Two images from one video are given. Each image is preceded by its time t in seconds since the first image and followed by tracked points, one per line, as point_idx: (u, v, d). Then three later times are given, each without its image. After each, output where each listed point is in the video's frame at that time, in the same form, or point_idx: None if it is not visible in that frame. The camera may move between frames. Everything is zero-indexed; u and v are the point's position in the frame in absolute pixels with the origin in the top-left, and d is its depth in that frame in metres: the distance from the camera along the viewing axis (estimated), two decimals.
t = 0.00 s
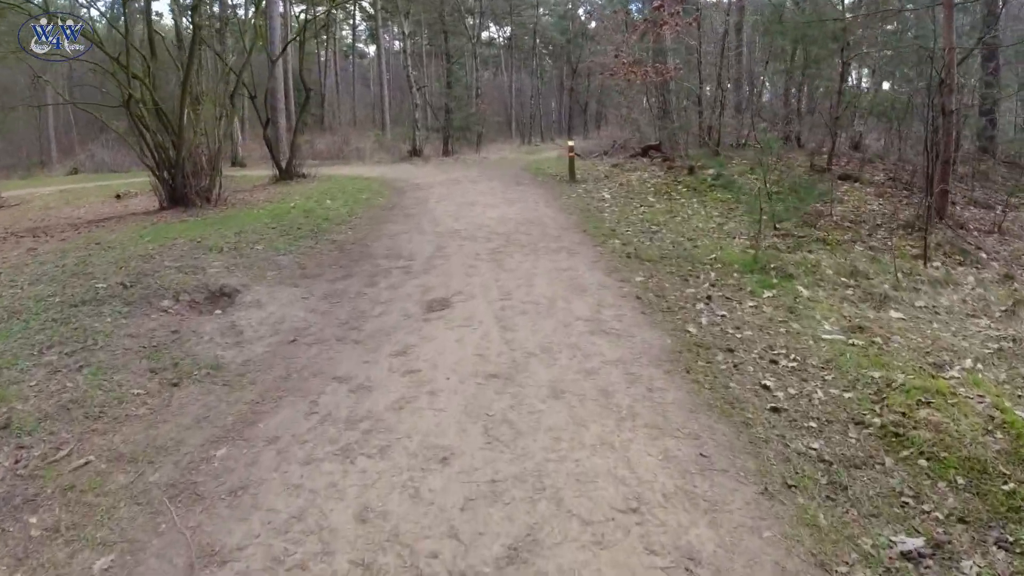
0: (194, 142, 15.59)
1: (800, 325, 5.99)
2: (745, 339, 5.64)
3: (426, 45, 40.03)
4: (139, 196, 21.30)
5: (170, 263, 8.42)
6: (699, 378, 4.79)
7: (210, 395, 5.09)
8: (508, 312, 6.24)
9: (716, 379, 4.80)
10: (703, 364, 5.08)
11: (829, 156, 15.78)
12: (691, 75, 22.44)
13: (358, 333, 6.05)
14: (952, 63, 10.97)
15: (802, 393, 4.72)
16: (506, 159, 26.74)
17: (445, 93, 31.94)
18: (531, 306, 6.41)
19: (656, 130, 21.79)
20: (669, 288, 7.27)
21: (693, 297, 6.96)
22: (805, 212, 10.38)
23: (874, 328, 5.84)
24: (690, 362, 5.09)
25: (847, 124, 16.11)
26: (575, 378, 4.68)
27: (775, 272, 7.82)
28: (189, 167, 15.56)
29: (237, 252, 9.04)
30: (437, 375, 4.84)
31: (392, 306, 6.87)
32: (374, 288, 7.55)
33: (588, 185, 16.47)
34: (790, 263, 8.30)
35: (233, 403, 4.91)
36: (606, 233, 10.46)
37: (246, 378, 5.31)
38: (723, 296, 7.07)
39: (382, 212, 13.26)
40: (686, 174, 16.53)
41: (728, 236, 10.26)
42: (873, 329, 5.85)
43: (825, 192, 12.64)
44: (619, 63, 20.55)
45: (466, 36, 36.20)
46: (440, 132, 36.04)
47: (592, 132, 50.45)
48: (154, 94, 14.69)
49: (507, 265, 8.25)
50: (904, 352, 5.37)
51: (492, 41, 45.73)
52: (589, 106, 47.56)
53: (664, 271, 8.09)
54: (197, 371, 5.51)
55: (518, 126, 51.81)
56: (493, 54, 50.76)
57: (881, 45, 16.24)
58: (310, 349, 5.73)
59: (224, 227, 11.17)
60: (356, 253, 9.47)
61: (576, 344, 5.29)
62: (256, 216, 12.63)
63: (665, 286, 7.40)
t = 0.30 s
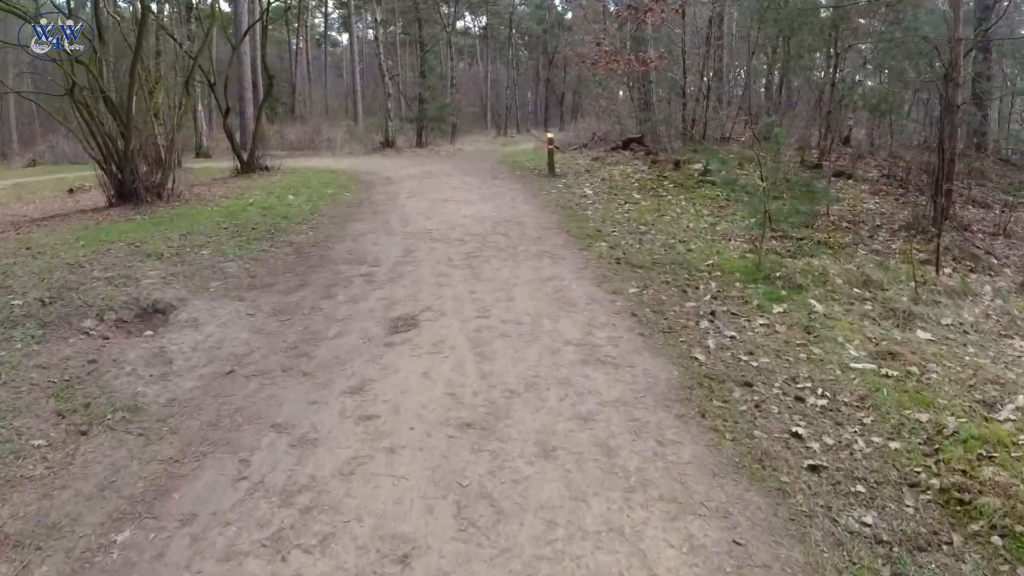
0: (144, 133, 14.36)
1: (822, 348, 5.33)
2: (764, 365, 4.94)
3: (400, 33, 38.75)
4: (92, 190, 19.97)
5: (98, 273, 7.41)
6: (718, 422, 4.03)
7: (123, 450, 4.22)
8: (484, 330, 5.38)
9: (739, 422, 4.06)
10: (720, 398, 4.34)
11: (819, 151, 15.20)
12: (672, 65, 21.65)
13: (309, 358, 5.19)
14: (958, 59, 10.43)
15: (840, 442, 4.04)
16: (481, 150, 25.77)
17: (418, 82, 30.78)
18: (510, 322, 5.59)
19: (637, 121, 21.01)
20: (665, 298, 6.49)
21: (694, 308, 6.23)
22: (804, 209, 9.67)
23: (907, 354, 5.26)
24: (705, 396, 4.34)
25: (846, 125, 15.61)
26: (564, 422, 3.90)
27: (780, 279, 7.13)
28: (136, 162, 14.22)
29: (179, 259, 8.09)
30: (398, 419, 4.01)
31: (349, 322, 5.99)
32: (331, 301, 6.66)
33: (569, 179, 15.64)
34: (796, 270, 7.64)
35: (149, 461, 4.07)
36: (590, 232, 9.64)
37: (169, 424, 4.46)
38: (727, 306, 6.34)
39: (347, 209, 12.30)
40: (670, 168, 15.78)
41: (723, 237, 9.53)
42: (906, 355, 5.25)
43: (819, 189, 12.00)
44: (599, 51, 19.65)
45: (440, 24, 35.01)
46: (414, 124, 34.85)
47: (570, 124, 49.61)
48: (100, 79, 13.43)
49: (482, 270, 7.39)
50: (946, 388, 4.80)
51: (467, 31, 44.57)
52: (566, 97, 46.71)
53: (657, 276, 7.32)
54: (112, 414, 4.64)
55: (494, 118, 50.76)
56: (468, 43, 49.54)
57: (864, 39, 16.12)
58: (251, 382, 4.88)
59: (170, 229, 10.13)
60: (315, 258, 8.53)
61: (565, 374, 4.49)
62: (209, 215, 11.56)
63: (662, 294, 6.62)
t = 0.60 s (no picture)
0: (101, 129, 13.27)
1: (865, 393, 4.68)
2: (801, 418, 4.26)
3: (384, 29, 37.64)
4: (53, 189, 18.80)
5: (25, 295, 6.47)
6: (761, 505, 3.31)
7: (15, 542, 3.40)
8: (465, 370, 4.54)
9: (785, 502, 3.37)
10: (759, 468, 3.61)
11: (821, 152, 14.52)
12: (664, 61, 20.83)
13: (254, 408, 4.36)
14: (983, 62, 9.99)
15: (909, 524, 3.39)
16: (466, 148, 24.84)
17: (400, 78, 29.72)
18: (495, 356, 4.75)
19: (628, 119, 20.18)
20: (675, 323, 5.69)
21: (709, 336, 5.46)
22: (816, 215, 8.90)
23: (964, 403, 4.70)
24: (740, 466, 3.60)
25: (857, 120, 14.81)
26: (567, 514, 3.15)
27: (801, 301, 6.40)
28: (93, 163, 13.07)
29: (122, 276, 7.20)
30: (356, 506, 3.23)
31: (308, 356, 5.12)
32: (290, 327, 5.79)
33: (558, 180, 14.79)
34: (815, 289, 6.91)
35: (45, 559, 3.26)
36: (584, 241, 8.79)
37: (78, 503, 3.64)
38: (746, 333, 5.59)
39: (320, 213, 11.35)
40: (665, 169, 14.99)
41: (729, 248, 8.76)
42: (964, 405, 4.71)
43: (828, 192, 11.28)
44: (588, 46, 18.76)
45: (424, 18, 33.93)
46: (397, 121, 33.80)
47: (556, 122, 48.71)
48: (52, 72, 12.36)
49: (464, 288, 6.52)
50: (1016, 449, 4.26)
51: (452, 26, 43.50)
52: (552, 95, 45.80)
53: (663, 295, 6.50)
54: (12, 486, 3.83)
55: (479, 115, 49.72)
56: (452, 39, 48.39)
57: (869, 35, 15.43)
58: (182, 443, 4.05)
59: (122, 239, 9.17)
60: (278, 271, 7.63)
61: (563, 433, 3.70)
62: (169, 220, 10.61)
63: (671, 318, 5.83)
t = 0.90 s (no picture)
0: (65, 133, 12.18)
1: (938, 454, 4.02)
2: (871, 490, 3.57)
3: (373, 25, 36.64)
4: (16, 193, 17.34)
5: None
6: None
7: None
8: (457, 429, 3.73)
9: None
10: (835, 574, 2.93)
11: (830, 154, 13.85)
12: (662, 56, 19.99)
13: (195, 482, 3.59)
14: None
15: None
16: (455, 147, 24.01)
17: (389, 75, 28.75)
18: (491, 406, 3.97)
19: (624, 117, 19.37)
20: (701, 357, 4.90)
21: (743, 374, 4.71)
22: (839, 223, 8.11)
23: None
24: (812, 572, 2.92)
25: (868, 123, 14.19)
26: None
27: (840, 329, 5.67)
28: (56, 169, 11.91)
29: (64, 301, 6.42)
30: None
31: (267, 403, 4.29)
32: (249, 363, 4.97)
33: (554, 182, 14.00)
34: (850, 312, 6.18)
35: None
36: (587, 252, 7.94)
37: None
38: (785, 371, 4.86)
39: (297, 220, 10.47)
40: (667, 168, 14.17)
41: (745, 260, 8.06)
42: None
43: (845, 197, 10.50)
44: (585, 40, 17.88)
45: (413, 14, 32.98)
46: (385, 120, 32.83)
47: (547, 121, 47.91)
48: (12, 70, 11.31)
49: (454, 311, 5.69)
50: None
51: (442, 23, 42.53)
52: (544, 94, 45.09)
53: (682, 319, 5.70)
54: None
55: (469, 113, 48.91)
56: (442, 36, 47.47)
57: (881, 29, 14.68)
58: (102, 533, 3.29)
59: (74, 253, 8.30)
60: (243, 290, 6.78)
61: (583, 529, 2.97)
62: (131, 229, 9.73)
63: (696, 349, 5.05)
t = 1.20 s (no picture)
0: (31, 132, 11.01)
1: None
2: None
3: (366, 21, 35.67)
4: None
5: None
6: None
7: None
8: (448, 526, 3.01)
9: None
10: None
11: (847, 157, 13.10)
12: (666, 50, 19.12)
13: None
14: None
15: None
16: (450, 145, 23.20)
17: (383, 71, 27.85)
18: (492, 487, 3.23)
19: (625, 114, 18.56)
20: (743, 406, 4.18)
21: (796, 431, 4.03)
22: (874, 232, 7.33)
23: None
24: None
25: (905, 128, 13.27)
26: None
27: (896, 368, 5.06)
28: (22, 170, 10.66)
29: None
30: None
31: (216, 473, 3.53)
32: (200, 416, 4.19)
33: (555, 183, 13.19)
34: (901, 344, 5.55)
35: None
36: (596, 268, 7.05)
37: None
38: (843, 428, 4.20)
39: (277, 227, 9.61)
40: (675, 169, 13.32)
41: (772, 275, 7.32)
42: None
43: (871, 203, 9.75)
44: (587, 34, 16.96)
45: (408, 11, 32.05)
46: (379, 117, 31.90)
47: (544, 118, 47.14)
48: None
49: (447, 344, 4.89)
50: None
51: (437, 20, 41.58)
52: (541, 92, 44.31)
53: (714, 353, 4.92)
54: None
55: (464, 111, 48.08)
56: (438, 32, 46.51)
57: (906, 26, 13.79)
58: None
59: (23, 269, 7.47)
60: (207, 315, 5.97)
61: None
62: (95, 239, 8.90)
63: (736, 395, 4.33)
